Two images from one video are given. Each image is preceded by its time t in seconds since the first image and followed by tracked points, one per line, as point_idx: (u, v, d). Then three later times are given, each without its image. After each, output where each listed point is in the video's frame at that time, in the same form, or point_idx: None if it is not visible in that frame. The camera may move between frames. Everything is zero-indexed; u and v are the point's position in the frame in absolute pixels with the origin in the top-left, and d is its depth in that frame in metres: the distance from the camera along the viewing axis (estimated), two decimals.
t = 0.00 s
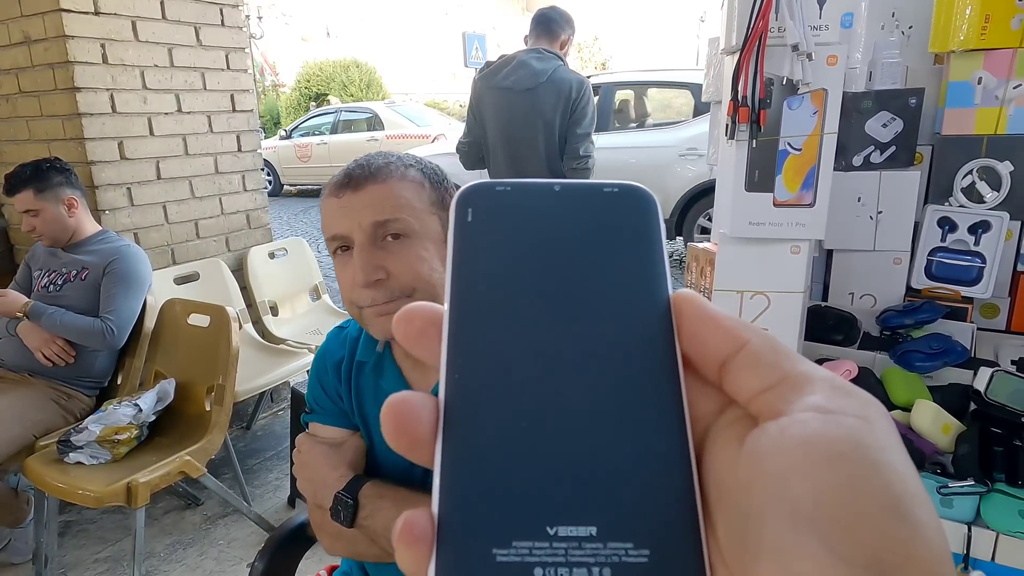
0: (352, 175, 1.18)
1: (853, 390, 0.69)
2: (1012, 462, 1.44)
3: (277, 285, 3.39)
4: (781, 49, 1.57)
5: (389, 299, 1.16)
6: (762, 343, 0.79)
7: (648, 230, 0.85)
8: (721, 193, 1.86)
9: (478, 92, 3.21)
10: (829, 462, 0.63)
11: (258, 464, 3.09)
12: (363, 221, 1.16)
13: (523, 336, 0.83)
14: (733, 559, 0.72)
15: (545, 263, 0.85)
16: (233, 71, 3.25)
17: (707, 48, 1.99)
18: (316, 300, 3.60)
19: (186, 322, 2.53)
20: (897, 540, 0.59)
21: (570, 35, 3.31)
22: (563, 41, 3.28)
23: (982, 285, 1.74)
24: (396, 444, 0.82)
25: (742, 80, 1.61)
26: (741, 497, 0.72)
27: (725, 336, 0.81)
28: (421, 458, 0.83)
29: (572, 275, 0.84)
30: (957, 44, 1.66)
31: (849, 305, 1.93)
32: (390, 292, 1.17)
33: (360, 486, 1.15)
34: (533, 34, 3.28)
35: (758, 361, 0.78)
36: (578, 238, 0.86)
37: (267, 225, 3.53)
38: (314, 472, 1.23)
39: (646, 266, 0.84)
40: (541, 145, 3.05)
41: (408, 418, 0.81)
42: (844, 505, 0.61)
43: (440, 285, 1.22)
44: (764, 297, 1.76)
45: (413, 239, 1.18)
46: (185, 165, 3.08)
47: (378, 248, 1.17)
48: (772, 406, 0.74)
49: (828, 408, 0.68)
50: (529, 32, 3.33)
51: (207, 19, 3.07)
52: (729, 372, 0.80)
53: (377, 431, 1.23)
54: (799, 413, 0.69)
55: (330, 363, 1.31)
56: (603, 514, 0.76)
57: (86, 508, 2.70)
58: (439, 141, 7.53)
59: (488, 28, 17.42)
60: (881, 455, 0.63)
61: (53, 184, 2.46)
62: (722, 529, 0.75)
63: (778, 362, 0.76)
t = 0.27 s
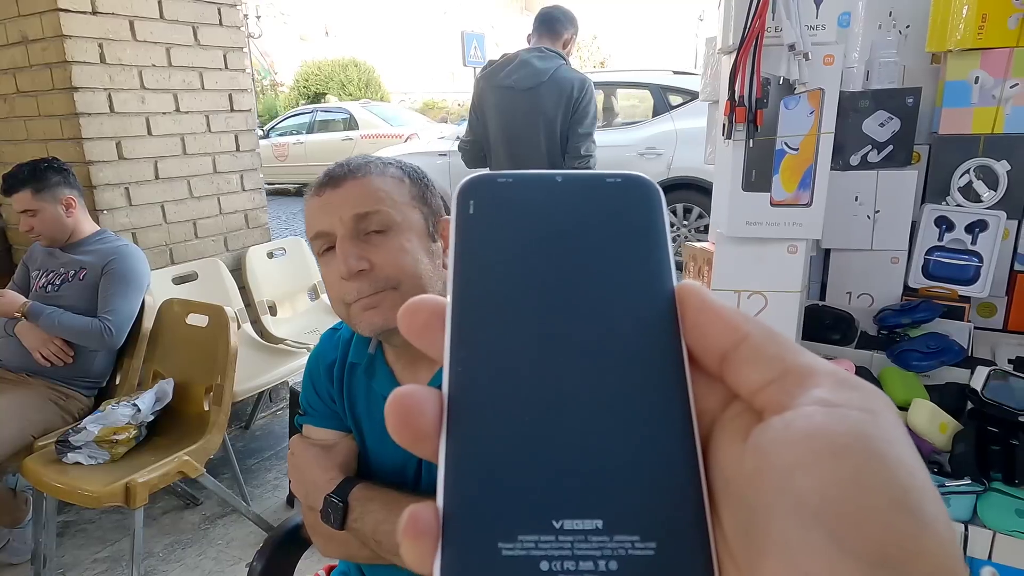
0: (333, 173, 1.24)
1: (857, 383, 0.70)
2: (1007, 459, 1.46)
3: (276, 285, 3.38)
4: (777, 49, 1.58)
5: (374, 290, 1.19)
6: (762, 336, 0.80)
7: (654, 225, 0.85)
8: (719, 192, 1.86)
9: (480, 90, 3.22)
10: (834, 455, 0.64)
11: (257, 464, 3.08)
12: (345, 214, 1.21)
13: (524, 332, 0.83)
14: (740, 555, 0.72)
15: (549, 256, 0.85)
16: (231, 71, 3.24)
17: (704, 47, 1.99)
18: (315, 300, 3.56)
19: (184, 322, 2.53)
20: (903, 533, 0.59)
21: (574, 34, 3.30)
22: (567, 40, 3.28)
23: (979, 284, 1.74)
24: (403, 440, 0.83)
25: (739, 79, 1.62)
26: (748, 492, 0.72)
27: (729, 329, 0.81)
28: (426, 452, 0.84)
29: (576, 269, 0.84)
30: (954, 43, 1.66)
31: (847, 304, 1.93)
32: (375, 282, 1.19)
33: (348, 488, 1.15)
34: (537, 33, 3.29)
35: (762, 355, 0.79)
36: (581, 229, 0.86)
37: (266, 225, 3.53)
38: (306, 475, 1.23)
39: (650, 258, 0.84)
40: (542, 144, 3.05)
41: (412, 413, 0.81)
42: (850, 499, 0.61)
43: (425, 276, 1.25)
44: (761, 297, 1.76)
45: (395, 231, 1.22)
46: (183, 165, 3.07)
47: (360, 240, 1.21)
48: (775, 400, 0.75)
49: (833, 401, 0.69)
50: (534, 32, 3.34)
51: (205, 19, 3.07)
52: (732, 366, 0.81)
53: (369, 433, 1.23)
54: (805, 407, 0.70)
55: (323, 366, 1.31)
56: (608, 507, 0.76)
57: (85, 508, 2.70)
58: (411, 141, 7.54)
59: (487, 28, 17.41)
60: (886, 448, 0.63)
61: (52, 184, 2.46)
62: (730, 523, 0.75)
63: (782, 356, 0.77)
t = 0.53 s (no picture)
0: (324, 173, 1.25)
1: (859, 384, 0.70)
2: (1002, 459, 1.48)
3: (273, 285, 3.37)
4: (772, 49, 1.58)
5: (367, 285, 1.18)
6: (763, 335, 0.79)
7: (657, 222, 0.84)
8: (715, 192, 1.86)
9: (482, 89, 3.22)
10: (839, 457, 0.64)
11: (255, 464, 3.08)
12: (337, 211, 1.21)
13: (523, 331, 0.83)
14: (745, 555, 0.72)
15: (551, 255, 0.85)
16: (228, 71, 3.24)
17: (700, 47, 1.99)
18: (312, 300, 3.56)
19: (182, 322, 2.53)
20: (909, 536, 0.59)
21: (577, 34, 3.30)
22: (570, 40, 3.27)
23: (975, 283, 1.74)
24: (406, 438, 0.83)
25: (734, 79, 1.62)
26: (751, 492, 0.72)
27: (731, 327, 0.80)
28: (431, 450, 0.84)
29: (578, 267, 0.84)
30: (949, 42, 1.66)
31: (842, 304, 1.94)
32: (368, 277, 1.18)
33: (345, 488, 1.15)
34: (540, 32, 3.29)
35: (761, 354, 0.78)
36: (584, 228, 0.85)
37: (263, 225, 3.53)
38: (302, 475, 1.22)
39: (653, 258, 0.83)
40: (542, 144, 3.05)
41: (416, 412, 0.82)
42: (855, 501, 0.61)
43: (418, 272, 1.23)
44: (756, 296, 1.77)
45: (388, 227, 1.22)
46: (181, 165, 3.07)
47: (352, 237, 1.21)
48: (777, 401, 0.74)
49: (836, 403, 0.68)
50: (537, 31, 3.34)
51: (201, 19, 3.07)
52: (732, 365, 0.81)
53: (365, 434, 1.23)
54: (808, 408, 0.69)
55: (317, 367, 1.31)
56: (611, 506, 0.76)
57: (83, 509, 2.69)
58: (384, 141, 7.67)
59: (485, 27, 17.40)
60: (890, 450, 0.63)
61: (48, 184, 2.45)
62: (733, 524, 0.75)
63: (783, 355, 0.77)
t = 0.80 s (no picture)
0: (326, 166, 1.26)
1: (857, 387, 0.70)
2: (995, 458, 1.49)
3: (270, 285, 3.37)
4: (765, 49, 1.58)
5: (364, 274, 1.17)
6: (758, 338, 0.80)
7: (658, 222, 0.84)
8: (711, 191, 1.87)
9: (482, 85, 3.21)
10: (837, 461, 0.64)
11: (252, 465, 3.08)
12: (337, 202, 1.21)
13: (521, 330, 0.83)
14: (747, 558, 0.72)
15: (552, 253, 0.85)
16: (224, 70, 3.23)
17: (695, 46, 1.99)
18: (309, 300, 3.56)
19: (179, 322, 2.52)
20: (908, 539, 0.59)
21: (580, 34, 3.30)
22: (572, 40, 3.27)
23: (969, 282, 1.76)
24: (410, 438, 0.84)
25: (728, 79, 1.62)
26: (751, 496, 0.72)
27: (726, 330, 0.81)
28: (432, 449, 0.85)
29: (578, 267, 0.84)
30: (942, 41, 1.66)
31: (837, 303, 1.94)
32: (366, 266, 1.17)
33: (340, 487, 1.15)
34: (543, 31, 3.28)
35: (757, 357, 0.79)
36: (585, 229, 0.85)
37: (260, 225, 3.52)
38: (296, 475, 1.22)
39: (654, 259, 0.83)
40: (542, 143, 3.05)
41: (419, 411, 0.82)
42: (853, 504, 0.61)
43: (415, 265, 1.22)
44: (752, 296, 1.77)
45: (387, 220, 1.22)
46: (177, 165, 3.06)
47: (351, 227, 1.21)
48: (775, 404, 0.75)
49: (834, 406, 0.69)
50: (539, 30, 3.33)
51: (197, 18, 3.06)
52: (729, 369, 0.81)
53: (361, 433, 1.23)
54: (805, 412, 0.70)
55: (314, 367, 1.31)
56: (613, 505, 0.76)
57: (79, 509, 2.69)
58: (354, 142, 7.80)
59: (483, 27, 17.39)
60: (887, 452, 0.63)
61: (44, 184, 2.44)
62: (736, 528, 0.75)
63: (780, 359, 0.77)
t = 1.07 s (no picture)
0: (325, 163, 1.26)
1: (858, 389, 0.70)
2: (989, 456, 1.50)
3: (267, 284, 3.36)
4: (760, 48, 1.58)
5: (363, 271, 1.17)
6: (758, 338, 0.80)
7: (663, 221, 0.84)
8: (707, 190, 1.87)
9: (484, 83, 3.21)
10: (841, 464, 0.64)
11: (249, 465, 3.07)
12: (337, 199, 1.21)
13: (521, 330, 0.83)
14: (752, 560, 0.72)
15: (558, 253, 0.85)
16: (221, 70, 3.22)
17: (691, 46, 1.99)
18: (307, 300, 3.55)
19: (175, 322, 2.51)
20: (913, 542, 0.59)
21: (582, 34, 3.29)
22: (574, 39, 3.27)
23: (963, 281, 1.76)
24: (415, 436, 0.83)
25: (722, 79, 1.62)
26: (755, 498, 0.72)
27: (728, 332, 0.79)
28: (438, 449, 0.84)
29: (582, 267, 0.84)
30: (937, 41, 1.66)
31: (832, 302, 1.95)
32: (365, 263, 1.17)
33: (336, 485, 1.15)
34: (545, 30, 3.28)
35: (756, 359, 0.78)
36: (591, 229, 0.85)
37: (257, 225, 3.51)
38: (292, 474, 1.22)
39: (659, 258, 0.83)
40: (542, 139, 3.04)
41: (426, 409, 0.82)
42: (857, 507, 0.62)
43: (415, 262, 1.22)
44: (747, 295, 1.77)
45: (387, 217, 1.22)
46: (173, 165, 3.05)
47: (350, 224, 1.21)
48: (776, 406, 0.75)
49: (836, 409, 0.69)
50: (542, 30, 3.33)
51: (193, 18, 3.05)
52: (727, 371, 0.81)
53: (357, 433, 1.23)
54: (808, 415, 0.70)
55: (310, 367, 1.30)
56: (619, 505, 0.76)
57: (76, 510, 2.68)
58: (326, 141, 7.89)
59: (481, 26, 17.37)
60: (890, 454, 0.64)
61: (39, 185, 2.43)
62: (740, 529, 0.75)
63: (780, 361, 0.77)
